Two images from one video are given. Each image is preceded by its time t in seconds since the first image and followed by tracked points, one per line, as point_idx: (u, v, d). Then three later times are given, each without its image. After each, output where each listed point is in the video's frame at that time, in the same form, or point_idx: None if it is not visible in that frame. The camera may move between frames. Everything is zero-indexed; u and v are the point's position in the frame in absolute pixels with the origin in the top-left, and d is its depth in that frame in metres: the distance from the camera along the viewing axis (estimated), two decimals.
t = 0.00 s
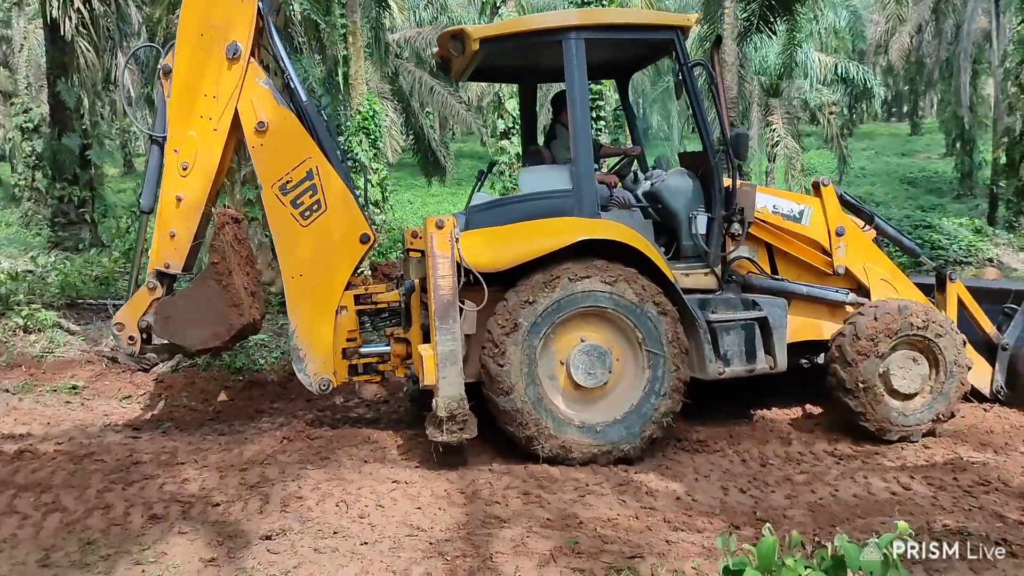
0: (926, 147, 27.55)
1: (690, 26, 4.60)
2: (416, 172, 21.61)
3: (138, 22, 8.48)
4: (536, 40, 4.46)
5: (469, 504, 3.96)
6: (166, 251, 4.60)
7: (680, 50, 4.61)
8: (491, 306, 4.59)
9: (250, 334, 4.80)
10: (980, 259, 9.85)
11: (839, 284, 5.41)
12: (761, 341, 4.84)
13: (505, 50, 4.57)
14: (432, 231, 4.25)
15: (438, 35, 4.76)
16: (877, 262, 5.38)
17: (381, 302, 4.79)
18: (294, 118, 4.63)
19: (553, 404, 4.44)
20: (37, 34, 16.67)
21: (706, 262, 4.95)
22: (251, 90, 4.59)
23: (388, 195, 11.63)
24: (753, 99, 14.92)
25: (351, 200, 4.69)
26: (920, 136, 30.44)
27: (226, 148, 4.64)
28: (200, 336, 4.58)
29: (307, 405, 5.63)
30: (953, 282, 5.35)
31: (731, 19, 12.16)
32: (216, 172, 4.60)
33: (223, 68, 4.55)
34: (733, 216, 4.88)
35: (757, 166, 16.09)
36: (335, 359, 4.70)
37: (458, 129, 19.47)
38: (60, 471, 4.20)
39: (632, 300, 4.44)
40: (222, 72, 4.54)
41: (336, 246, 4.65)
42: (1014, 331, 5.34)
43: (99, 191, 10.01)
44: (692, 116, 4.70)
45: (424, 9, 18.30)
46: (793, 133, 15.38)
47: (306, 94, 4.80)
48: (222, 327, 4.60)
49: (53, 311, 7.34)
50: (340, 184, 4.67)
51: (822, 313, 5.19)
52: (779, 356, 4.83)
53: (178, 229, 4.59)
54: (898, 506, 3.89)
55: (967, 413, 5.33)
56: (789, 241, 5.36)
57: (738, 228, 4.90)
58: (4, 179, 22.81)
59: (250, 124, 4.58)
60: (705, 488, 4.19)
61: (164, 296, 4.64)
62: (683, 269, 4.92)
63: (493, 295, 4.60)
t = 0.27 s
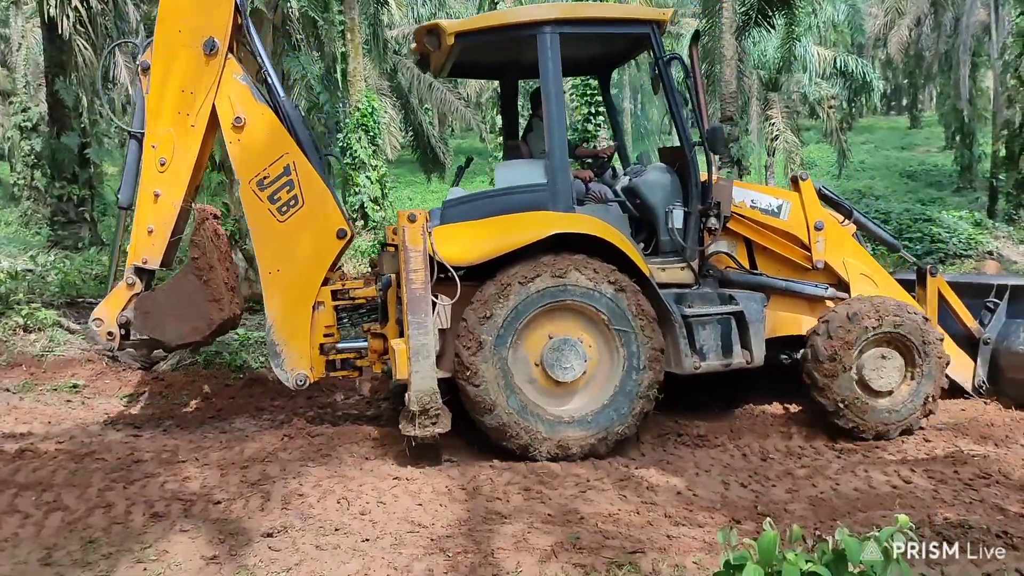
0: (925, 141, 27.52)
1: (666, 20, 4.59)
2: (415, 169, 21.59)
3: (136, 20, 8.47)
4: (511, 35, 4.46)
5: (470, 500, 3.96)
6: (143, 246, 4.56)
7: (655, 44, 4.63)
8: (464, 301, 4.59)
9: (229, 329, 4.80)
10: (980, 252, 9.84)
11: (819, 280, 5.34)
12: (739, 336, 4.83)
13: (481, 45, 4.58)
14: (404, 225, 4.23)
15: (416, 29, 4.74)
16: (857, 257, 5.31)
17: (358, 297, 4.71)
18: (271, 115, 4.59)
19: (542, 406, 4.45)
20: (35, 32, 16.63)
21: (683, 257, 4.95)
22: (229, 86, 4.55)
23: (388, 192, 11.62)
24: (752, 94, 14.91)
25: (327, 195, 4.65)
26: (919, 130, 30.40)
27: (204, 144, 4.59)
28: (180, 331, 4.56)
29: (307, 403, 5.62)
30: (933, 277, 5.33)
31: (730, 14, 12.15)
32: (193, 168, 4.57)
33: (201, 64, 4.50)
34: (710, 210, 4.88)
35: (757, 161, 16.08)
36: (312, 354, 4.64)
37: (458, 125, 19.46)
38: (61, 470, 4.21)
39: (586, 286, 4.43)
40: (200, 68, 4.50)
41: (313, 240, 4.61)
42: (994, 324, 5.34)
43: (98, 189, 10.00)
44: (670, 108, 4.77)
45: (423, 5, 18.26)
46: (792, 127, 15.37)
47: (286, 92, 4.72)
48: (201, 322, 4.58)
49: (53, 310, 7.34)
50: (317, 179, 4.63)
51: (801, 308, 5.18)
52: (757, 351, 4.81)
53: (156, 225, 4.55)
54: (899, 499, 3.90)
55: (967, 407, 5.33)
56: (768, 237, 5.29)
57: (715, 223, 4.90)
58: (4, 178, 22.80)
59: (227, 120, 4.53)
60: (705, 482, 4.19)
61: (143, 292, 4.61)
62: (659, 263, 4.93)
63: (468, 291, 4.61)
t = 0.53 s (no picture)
0: (928, 138, 27.48)
1: (642, 18, 4.59)
2: (418, 168, 21.60)
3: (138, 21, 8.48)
4: (487, 34, 4.47)
5: (474, 499, 3.96)
6: (121, 248, 4.56)
7: (631, 42, 4.61)
8: (439, 301, 4.60)
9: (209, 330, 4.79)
10: (983, 249, 9.82)
11: (801, 278, 5.27)
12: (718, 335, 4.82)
13: (457, 44, 4.60)
14: (377, 226, 4.23)
15: (393, 29, 4.79)
16: (840, 254, 5.22)
17: (337, 298, 4.65)
18: (248, 116, 4.57)
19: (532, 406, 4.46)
20: (37, 33, 16.65)
21: (661, 256, 4.94)
22: (206, 87, 4.53)
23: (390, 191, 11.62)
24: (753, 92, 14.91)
25: (305, 194, 4.62)
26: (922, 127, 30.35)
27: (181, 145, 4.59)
28: (157, 332, 4.55)
29: (310, 402, 5.63)
30: (915, 274, 5.26)
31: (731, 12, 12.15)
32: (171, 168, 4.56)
33: (177, 65, 4.48)
34: (688, 208, 4.91)
35: (760, 158, 16.06)
36: (290, 355, 4.59)
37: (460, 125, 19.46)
38: (66, 470, 4.21)
39: (540, 283, 4.40)
40: (176, 69, 4.48)
41: (291, 241, 4.57)
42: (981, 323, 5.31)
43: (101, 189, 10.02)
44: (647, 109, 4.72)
45: (424, 5, 18.26)
46: (795, 125, 15.36)
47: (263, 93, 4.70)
48: (180, 323, 4.58)
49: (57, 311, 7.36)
50: (295, 179, 4.60)
51: (785, 307, 5.10)
52: (735, 350, 4.81)
53: (134, 227, 4.54)
54: (903, 497, 3.89)
55: (970, 404, 5.32)
56: (749, 234, 5.22)
57: (692, 220, 4.93)
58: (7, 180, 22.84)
59: (204, 121, 4.52)
60: (709, 480, 4.19)
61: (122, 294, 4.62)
62: (637, 263, 4.91)
63: (443, 292, 4.61)
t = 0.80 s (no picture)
0: (932, 137, 27.42)
1: (620, 18, 4.56)
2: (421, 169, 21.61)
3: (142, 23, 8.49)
4: (465, 34, 4.49)
5: (478, 500, 3.96)
6: (100, 249, 4.54)
7: (609, 42, 4.60)
8: (414, 303, 4.59)
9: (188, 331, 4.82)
10: (988, 248, 9.80)
11: (782, 280, 5.20)
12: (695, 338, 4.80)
13: (436, 45, 4.61)
14: (349, 229, 4.19)
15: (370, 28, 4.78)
16: (821, 256, 5.15)
17: (316, 298, 4.63)
18: (225, 117, 4.55)
19: (521, 408, 4.46)
20: (41, 35, 16.69)
21: (639, 257, 4.87)
22: (183, 88, 4.51)
23: (394, 192, 11.63)
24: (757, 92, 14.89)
25: (281, 194, 4.61)
26: (926, 126, 30.28)
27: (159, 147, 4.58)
28: (134, 334, 4.61)
29: (314, 403, 5.64)
30: (900, 277, 5.15)
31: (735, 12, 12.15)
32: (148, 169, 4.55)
33: (153, 66, 4.47)
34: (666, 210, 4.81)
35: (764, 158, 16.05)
36: (268, 356, 4.58)
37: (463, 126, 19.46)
38: (71, 471, 4.23)
39: (490, 292, 4.36)
40: (152, 70, 4.47)
41: (268, 241, 4.57)
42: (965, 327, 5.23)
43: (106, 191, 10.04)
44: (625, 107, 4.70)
45: (428, 6, 18.28)
46: (798, 125, 15.34)
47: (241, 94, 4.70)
48: (156, 325, 4.63)
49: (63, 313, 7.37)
50: (273, 180, 4.60)
51: (764, 309, 5.07)
52: (712, 353, 4.78)
53: (112, 228, 4.53)
54: (908, 497, 3.89)
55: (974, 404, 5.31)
56: (729, 236, 5.13)
57: (670, 223, 4.82)
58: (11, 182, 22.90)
59: (181, 122, 4.49)
60: (714, 481, 4.18)
61: (100, 296, 4.59)
62: (615, 265, 4.85)
63: (417, 294, 4.59)
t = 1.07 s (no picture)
0: (939, 139, 27.37)
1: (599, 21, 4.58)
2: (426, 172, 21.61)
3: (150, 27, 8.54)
4: (440, 38, 4.49)
5: (484, 502, 3.96)
6: (78, 253, 4.62)
7: (587, 45, 4.63)
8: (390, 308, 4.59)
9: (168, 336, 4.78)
10: (995, 251, 9.77)
11: (762, 282, 5.15)
12: (674, 343, 4.78)
13: (412, 48, 4.60)
14: (323, 235, 4.23)
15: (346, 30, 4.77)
16: (802, 259, 5.07)
17: (295, 303, 4.69)
18: (203, 120, 4.61)
19: (511, 409, 4.47)
20: (48, 38, 16.75)
21: (616, 261, 4.97)
22: (160, 91, 4.57)
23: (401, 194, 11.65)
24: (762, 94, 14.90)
25: (259, 198, 4.65)
26: (933, 128, 30.21)
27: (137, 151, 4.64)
28: (112, 340, 4.58)
29: (319, 405, 5.65)
30: (882, 280, 5.07)
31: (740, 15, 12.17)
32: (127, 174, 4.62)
33: (131, 71, 4.55)
34: (646, 213, 4.91)
35: (770, 160, 16.03)
36: (248, 360, 4.62)
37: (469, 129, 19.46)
38: (78, 473, 4.24)
39: (442, 309, 4.31)
40: (130, 75, 4.54)
41: (246, 245, 4.60)
42: (948, 326, 5.11)
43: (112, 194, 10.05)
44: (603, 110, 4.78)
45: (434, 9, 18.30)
46: (804, 127, 15.33)
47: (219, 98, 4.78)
48: (134, 330, 4.59)
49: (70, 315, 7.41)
50: (251, 183, 4.65)
51: (745, 312, 5.00)
52: (690, 357, 4.77)
53: (91, 232, 4.62)
54: (915, 500, 3.88)
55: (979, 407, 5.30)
56: (709, 239, 5.08)
57: (648, 225, 4.89)
58: (18, 185, 22.99)
59: (159, 126, 4.56)
60: (720, 484, 4.18)
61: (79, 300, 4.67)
62: (593, 269, 4.93)
63: (392, 298, 4.60)
